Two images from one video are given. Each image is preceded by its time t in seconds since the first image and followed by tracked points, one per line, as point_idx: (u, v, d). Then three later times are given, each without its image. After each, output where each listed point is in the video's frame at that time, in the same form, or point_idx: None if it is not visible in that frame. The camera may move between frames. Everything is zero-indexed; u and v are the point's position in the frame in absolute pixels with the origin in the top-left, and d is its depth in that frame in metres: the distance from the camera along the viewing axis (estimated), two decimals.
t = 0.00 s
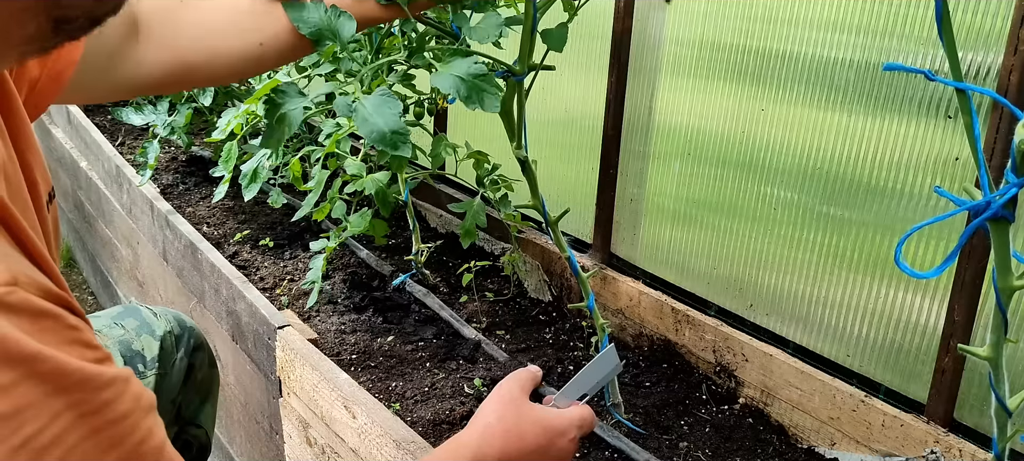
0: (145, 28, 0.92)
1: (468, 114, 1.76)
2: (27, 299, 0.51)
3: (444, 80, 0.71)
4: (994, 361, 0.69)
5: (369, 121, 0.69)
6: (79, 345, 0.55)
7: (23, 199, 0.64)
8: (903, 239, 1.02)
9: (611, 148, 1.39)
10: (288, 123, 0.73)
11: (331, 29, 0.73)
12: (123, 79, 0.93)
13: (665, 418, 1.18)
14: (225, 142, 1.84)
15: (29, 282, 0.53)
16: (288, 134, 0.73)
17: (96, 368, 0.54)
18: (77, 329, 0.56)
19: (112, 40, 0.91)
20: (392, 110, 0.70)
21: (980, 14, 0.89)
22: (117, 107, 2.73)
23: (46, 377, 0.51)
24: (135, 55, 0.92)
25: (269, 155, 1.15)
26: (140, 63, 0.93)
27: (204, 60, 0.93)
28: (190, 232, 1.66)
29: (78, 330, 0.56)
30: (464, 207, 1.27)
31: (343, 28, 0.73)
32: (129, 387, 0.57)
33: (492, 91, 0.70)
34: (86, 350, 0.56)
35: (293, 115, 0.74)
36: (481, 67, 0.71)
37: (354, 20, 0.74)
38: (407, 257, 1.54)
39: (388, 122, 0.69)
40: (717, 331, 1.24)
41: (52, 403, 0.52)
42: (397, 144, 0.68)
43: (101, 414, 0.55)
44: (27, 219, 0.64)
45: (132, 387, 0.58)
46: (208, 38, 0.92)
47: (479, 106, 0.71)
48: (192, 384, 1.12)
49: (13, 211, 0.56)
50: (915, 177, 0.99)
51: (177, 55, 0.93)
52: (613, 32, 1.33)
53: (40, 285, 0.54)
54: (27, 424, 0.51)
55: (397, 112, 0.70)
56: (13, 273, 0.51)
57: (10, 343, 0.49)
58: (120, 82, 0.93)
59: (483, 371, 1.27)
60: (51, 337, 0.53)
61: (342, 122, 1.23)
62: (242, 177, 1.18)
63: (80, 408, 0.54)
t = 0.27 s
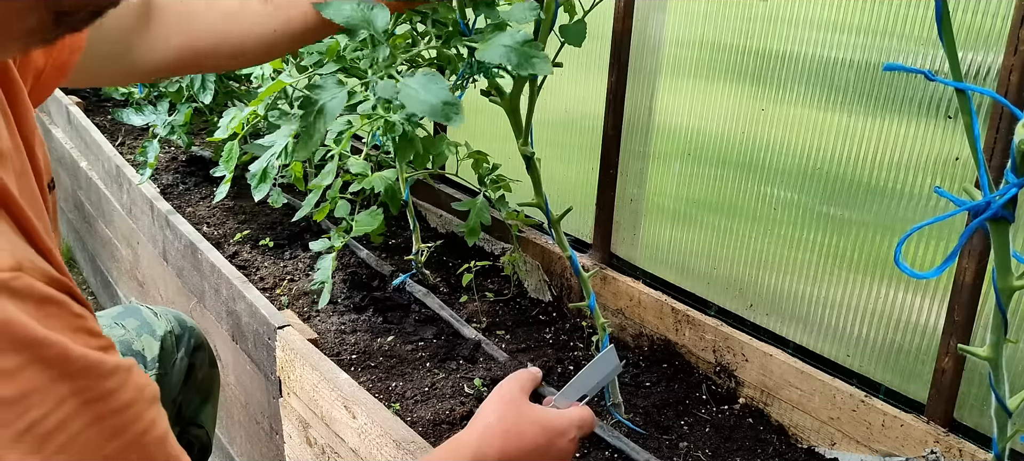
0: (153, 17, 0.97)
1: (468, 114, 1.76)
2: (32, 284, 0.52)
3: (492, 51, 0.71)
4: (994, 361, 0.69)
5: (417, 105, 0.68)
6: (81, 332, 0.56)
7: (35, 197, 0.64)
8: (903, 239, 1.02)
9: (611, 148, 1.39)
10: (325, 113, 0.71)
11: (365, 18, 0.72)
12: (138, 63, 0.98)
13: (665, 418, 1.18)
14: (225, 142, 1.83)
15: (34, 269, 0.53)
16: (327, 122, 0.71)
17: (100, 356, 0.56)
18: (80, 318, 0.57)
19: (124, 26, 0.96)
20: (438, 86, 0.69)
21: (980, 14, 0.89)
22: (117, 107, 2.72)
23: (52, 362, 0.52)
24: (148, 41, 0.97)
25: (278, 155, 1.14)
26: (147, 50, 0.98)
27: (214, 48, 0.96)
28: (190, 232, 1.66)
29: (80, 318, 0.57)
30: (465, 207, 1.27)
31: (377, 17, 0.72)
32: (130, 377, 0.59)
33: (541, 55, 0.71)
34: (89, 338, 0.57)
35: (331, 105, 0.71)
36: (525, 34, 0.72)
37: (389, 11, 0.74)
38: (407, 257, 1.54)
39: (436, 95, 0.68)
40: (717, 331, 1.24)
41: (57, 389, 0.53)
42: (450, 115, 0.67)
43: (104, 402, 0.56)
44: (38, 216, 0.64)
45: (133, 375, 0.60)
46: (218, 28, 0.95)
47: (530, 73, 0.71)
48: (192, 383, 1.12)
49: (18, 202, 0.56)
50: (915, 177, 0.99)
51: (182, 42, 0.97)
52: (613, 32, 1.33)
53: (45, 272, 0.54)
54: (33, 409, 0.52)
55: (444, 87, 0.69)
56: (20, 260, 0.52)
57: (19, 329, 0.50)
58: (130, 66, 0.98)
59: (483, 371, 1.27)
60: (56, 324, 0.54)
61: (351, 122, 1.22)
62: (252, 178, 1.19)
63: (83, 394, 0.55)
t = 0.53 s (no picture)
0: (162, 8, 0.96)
1: (468, 114, 1.76)
2: (46, 273, 0.50)
3: (480, 63, 0.73)
4: (994, 361, 0.69)
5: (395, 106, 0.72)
6: (94, 321, 0.54)
7: (44, 188, 0.63)
8: (903, 239, 1.02)
9: (611, 148, 1.39)
10: (309, 96, 0.75)
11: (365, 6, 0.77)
12: (146, 52, 0.97)
13: (665, 418, 1.18)
14: (224, 142, 1.84)
15: (46, 258, 0.51)
16: (308, 107, 0.75)
17: (112, 345, 0.54)
18: (91, 306, 0.54)
19: (135, 15, 0.96)
20: (422, 90, 0.72)
21: (980, 13, 0.89)
22: (117, 107, 2.73)
23: (65, 350, 0.50)
24: (156, 31, 0.97)
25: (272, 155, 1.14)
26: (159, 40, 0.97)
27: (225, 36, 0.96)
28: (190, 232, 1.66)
29: (92, 307, 0.54)
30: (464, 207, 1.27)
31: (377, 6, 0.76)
32: (142, 367, 0.57)
33: (529, 78, 0.72)
34: (100, 328, 0.54)
35: (314, 89, 0.75)
36: (518, 53, 0.73)
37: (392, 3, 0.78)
38: (407, 257, 1.54)
39: (418, 98, 0.72)
40: (717, 331, 1.24)
41: (69, 377, 0.51)
42: (426, 125, 0.71)
43: (116, 391, 0.54)
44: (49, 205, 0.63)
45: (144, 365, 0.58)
46: (227, 14, 0.95)
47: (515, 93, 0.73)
48: (193, 383, 1.11)
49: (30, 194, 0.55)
50: (915, 176, 0.99)
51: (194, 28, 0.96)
52: (613, 32, 1.33)
53: (56, 261, 0.52)
54: (46, 398, 0.49)
55: (427, 90, 0.72)
56: (31, 249, 0.50)
57: (31, 316, 0.47)
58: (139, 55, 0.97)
59: (483, 370, 1.27)
60: (69, 313, 0.51)
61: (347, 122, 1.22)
62: (246, 175, 1.19)
63: (95, 384, 0.53)
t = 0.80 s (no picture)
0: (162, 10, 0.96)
1: (468, 114, 1.76)
2: (51, 270, 0.50)
3: (486, 66, 0.73)
4: (994, 361, 0.69)
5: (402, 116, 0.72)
6: (98, 318, 0.54)
7: (47, 189, 0.63)
8: (903, 239, 1.02)
9: (611, 148, 1.39)
10: (315, 107, 0.75)
11: (366, 12, 0.75)
12: (147, 52, 0.97)
13: (665, 418, 1.18)
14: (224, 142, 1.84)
15: (51, 255, 0.51)
16: (315, 117, 0.75)
17: (117, 342, 0.54)
18: (96, 304, 0.55)
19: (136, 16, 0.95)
20: (429, 96, 0.72)
21: (980, 13, 0.89)
22: (117, 107, 2.73)
23: (69, 346, 0.50)
24: (158, 30, 0.97)
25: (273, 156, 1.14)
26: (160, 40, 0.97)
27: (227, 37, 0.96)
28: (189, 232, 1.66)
29: (95, 304, 0.54)
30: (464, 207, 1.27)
31: (378, 13, 0.75)
32: (145, 364, 0.57)
33: (535, 74, 0.71)
34: (105, 325, 0.55)
35: (320, 100, 0.75)
36: (522, 51, 0.72)
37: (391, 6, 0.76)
38: (407, 257, 1.54)
39: (427, 107, 0.72)
40: (717, 331, 1.24)
41: (73, 374, 0.51)
42: (436, 129, 0.71)
43: (119, 388, 0.54)
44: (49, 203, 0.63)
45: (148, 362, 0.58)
46: (228, 15, 0.96)
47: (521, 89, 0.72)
48: (193, 383, 1.11)
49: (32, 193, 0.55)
50: (915, 176, 0.99)
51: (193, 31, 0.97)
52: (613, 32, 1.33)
53: (61, 258, 0.52)
54: (50, 393, 0.50)
55: (434, 97, 0.72)
56: (36, 245, 0.50)
57: (36, 312, 0.48)
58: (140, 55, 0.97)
59: (483, 371, 1.27)
60: (74, 310, 0.52)
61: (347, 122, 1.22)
62: (247, 176, 1.19)
63: (99, 379, 0.53)
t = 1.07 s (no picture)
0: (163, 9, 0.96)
1: (468, 114, 1.76)
2: (44, 268, 0.49)
3: (478, 60, 0.72)
4: (995, 361, 0.69)
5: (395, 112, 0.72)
6: (93, 317, 0.53)
7: (44, 193, 0.62)
8: (903, 239, 1.02)
9: (611, 148, 1.39)
10: (308, 100, 0.75)
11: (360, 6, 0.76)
12: (145, 56, 0.97)
13: (665, 418, 1.18)
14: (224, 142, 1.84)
15: (45, 253, 0.51)
16: (309, 110, 0.75)
17: (111, 342, 0.53)
18: (90, 302, 0.54)
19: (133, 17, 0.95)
20: (421, 92, 0.73)
21: (980, 13, 0.89)
22: (117, 107, 2.73)
23: (63, 345, 0.50)
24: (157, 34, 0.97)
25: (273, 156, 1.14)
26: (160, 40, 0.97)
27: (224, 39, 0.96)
28: (189, 232, 1.66)
29: (90, 303, 0.53)
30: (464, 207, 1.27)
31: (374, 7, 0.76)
32: (141, 363, 0.56)
33: (526, 67, 0.71)
34: (98, 324, 0.54)
35: (313, 92, 0.75)
36: (513, 45, 0.73)
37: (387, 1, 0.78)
38: (407, 257, 1.54)
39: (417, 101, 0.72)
40: (717, 331, 1.24)
41: (68, 373, 0.51)
42: (426, 126, 0.70)
43: (113, 388, 0.53)
44: (47, 210, 0.62)
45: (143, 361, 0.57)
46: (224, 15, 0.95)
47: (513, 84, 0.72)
48: (192, 384, 1.11)
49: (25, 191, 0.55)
50: (915, 176, 0.99)
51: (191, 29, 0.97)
52: (613, 31, 1.33)
53: (54, 257, 0.52)
54: (43, 392, 0.49)
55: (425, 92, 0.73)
56: (30, 243, 0.49)
57: (27, 309, 0.47)
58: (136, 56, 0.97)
59: (483, 370, 1.27)
60: (68, 309, 0.51)
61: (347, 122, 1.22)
62: (248, 177, 1.19)
63: (93, 379, 0.52)
